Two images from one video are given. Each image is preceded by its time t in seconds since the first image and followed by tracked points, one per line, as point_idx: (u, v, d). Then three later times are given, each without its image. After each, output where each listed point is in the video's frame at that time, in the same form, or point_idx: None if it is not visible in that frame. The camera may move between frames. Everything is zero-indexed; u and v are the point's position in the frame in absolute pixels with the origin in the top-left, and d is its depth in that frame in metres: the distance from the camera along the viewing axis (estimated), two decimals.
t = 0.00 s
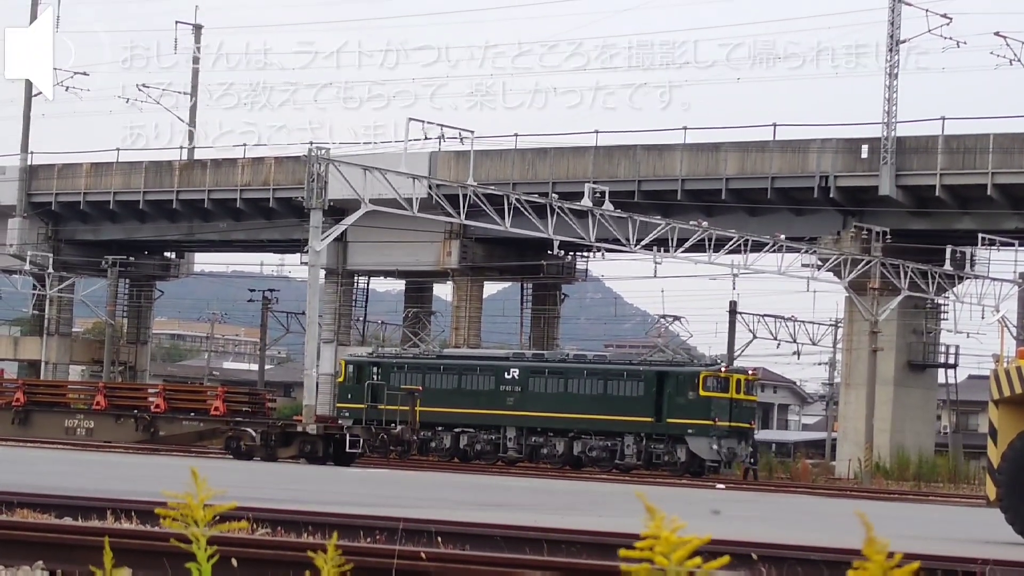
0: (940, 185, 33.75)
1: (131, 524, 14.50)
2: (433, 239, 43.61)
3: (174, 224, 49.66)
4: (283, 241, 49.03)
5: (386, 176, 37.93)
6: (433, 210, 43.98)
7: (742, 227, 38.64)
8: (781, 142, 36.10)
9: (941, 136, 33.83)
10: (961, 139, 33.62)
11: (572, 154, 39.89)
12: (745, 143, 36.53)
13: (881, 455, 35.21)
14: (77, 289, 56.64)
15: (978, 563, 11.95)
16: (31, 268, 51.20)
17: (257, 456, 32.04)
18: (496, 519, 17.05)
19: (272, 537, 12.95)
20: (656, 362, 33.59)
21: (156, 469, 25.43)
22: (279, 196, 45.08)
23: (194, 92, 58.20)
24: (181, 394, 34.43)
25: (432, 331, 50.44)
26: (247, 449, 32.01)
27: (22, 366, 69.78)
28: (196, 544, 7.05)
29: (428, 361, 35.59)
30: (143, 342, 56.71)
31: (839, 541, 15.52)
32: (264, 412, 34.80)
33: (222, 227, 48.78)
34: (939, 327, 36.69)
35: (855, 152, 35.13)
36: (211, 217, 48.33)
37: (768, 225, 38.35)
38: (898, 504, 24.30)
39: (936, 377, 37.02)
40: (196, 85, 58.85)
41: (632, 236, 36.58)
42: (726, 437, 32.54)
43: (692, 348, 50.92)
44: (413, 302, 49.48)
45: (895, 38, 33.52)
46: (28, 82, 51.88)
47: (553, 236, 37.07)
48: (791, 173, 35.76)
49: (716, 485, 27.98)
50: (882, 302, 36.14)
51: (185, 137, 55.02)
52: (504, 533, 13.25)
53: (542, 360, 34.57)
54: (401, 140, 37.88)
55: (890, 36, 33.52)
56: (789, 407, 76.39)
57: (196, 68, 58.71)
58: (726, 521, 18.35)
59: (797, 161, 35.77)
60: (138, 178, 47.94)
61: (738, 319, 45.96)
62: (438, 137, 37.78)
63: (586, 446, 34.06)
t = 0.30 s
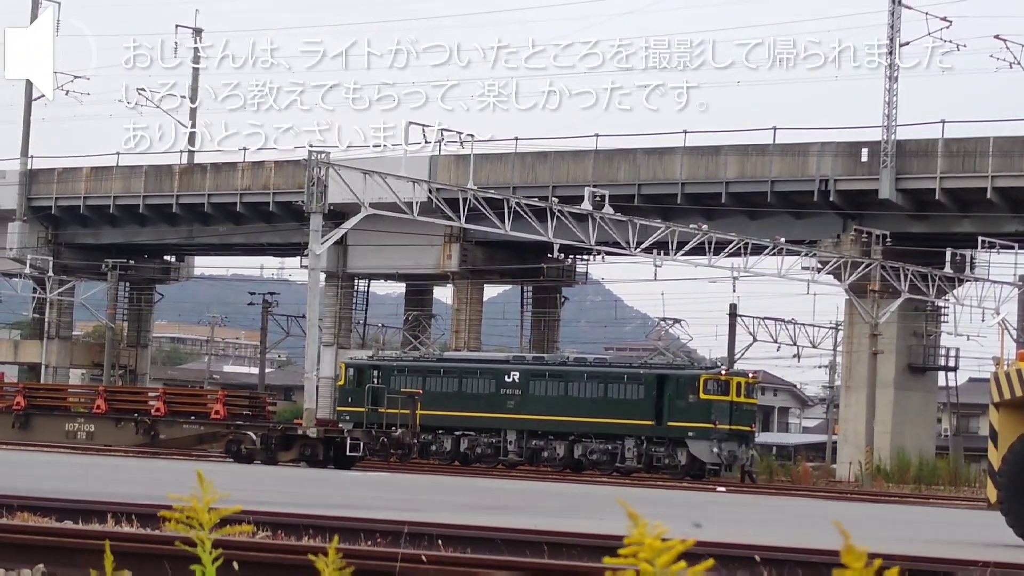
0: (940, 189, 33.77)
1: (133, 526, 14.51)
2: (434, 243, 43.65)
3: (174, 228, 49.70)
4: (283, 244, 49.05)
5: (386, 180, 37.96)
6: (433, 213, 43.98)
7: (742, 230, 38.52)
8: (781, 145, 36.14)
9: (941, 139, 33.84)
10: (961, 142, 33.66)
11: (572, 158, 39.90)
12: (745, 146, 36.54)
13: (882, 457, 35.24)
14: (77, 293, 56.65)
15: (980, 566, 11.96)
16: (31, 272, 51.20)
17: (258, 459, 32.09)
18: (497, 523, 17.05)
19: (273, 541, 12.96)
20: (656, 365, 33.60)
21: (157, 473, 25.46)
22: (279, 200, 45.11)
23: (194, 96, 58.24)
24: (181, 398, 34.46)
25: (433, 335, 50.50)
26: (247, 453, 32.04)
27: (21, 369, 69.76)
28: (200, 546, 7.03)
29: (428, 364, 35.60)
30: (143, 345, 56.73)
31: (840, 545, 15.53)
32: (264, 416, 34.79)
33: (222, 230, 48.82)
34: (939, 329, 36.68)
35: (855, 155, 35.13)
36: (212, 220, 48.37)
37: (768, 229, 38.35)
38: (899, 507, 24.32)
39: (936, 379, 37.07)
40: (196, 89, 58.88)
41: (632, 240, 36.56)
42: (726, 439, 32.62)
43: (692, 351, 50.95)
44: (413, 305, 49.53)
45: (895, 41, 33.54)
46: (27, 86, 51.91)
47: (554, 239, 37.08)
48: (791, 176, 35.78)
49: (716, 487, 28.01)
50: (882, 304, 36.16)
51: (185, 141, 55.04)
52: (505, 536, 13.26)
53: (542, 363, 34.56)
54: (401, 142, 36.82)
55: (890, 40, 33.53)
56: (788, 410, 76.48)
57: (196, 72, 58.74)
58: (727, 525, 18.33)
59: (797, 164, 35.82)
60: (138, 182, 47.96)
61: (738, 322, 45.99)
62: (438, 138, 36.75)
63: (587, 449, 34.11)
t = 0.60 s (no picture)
0: (941, 190, 33.76)
1: (133, 529, 14.49)
2: (435, 245, 43.65)
3: (175, 231, 49.71)
4: (284, 246, 49.07)
5: (387, 182, 37.95)
6: (434, 215, 43.98)
7: (743, 232, 38.55)
8: (781, 147, 36.13)
9: (941, 140, 33.83)
10: (961, 143, 33.63)
11: (573, 160, 39.91)
12: (746, 147, 36.55)
13: (883, 459, 35.21)
14: (78, 295, 56.65)
15: (980, 568, 11.93)
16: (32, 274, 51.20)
17: (259, 461, 32.08)
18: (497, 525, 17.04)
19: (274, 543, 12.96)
20: (657, 367, 33.60)
21: (158, 475, 25.46)
22: (280, 202, 45.12)
23: (195, 98, 58.26)
24: (182, 400, 34.45)
25: (434, 337, 50.50)
26: (248, 455, 32.05)
27: (23, 373, 69.70)
28: (200, 549, 7.02)
29: (429, 366, 35.58)
30: (144, 347, 56.73)
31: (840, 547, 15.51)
32: (266, 418, 34.71)
33: (223, 233, 48.82)
34: (940, 331, 36.63)
35: (856, 156, 35.11)
36: (212, 222, 48.38)
37: (769, 231, 38.35)
38: (900, 508, 24.29)
39: (937, 381, 37.04)
40: (196, 91, 58.88)
41: (632, 241, 36.55)
42: (727, 441, 32.62)
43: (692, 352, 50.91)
44: (414, 307, 49.52)
45: (896, 42, 33.54)
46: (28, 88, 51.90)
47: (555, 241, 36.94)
48: (792, 178, 35.78)
49: (717, 489, 27.99)
50: (883, 306, 36.15)
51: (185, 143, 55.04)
52: (506, 538, 13.24)
53: (543, 365, 34.54)
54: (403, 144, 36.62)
55: (891, 41, 33.52)
56: (789, 412, 76.48)
57: (196, 74, 58.77)
58: (728, 527, 18.30)
59: (798, 166, 35.81)
60: (138, 184, 47.98)
61: (739, 324, 45.94)
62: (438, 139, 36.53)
63: (588, 451, 34.09)
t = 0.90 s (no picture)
0: (942, 193, 33.76)
1: (134, 532, 14.50)
2: (436, 248, 43.65)
3: (176, 234, 49.73)
4: (285, 250, 49.08)
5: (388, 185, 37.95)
6: (435, 218, 43.98)
7: (744, 235, 38.63)
8: (782, 150, 36.12)
9: (942, 143, 33.81)
10: (963, 146, 33.60)
11: (574, 163, 39.91)
12: (747, 150, 36.56)
13: (884, 462, 35.20)
14: (79, 299, 56.66)
15: (982, 570, 11.89)
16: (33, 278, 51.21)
17: (260, 464, 32.07)
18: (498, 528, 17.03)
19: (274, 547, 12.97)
20: (658, 370, 33.59)
21: (159, 478, 25.46)
22: (281, 206, 45.12)
23: (196, 101, 58.30)
24: (184, 403, 34.47)
25: (435, 339, 50.50)
26: (249, 458, 32.04)
27: (25, 376, 69.68)
28: (200, 553, 7.03)
29: (429, 369, 35.56)
30: (146, 350, 56.75)
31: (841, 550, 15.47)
32: (267, 421, 34.78)
33: (225, 236, 48.83)
34: (942, 334, 36.44)
35: (857, 159, 35.11)
36: (214, 226, 48.41)
37: (770, 233, 38.36)
38: (901, 512, 24.24)
39: (938, 383, 37.01)
40: (197, 94, 58.89)
41: (633, 244, 36.53)
42: (728, 444, 32.63)
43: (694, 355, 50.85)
44: (416, 310, 49.53)
45: (897, 45, 33.53)
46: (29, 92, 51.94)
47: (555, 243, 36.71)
48: (793, 181, 35.78)
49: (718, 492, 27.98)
50: (884, 309, 36.14)
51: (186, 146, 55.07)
52: (507, 541, 13.23)
53: (544, 368, 34.49)
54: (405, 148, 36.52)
55: (892, 44, 33.52)
56: (791, 415, 76.47)
57: (197, 77, 58.82)
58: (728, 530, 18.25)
59: (798, 169, 35.81)
60: (140, 188, 48.02)
61: (740, 326, 45.92)
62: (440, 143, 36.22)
63: (589, 454, 34.07)
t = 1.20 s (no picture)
0: (941, 192, 33.78)
1: (134, 533, 14.51)
2: (435, 248, 43.61)
3: (175, 234, 49.72)
4: (284, 250, 49.07)
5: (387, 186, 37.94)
6: (434, 218, 43.97)
7: (743, 235, 38.72)
8: (781, 150, 36.12)
9: (941, 143, 33.84)
10: (962, 146, 33.61)
11: (573, 163, 39.90)
12: (745, 150, 36.55)
13: (883, 463, 35.21)
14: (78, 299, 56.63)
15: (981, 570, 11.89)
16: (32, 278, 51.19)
17: (259, 465, 32.04)
18: (497, 529, 17.01)
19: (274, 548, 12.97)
20: (657, 371, 33.60)
21: (158, 478, 25.46)
22: (280, 206, 45.11)
23: (195, 101, 58.29)
24: (183, 403, 34.47)
25: (434, 340, 50.48)
26: (248, 458, 32.01)
27: (24, 376, 69.65)
28: (202, 553, 7.01)
29: (428, 370, 35.51)
30: (145, 351, 56.74)
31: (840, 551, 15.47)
32: (266, 422, 34.79)
33: (223, 236, 48.82)
34: (940, 334, 36.56)
35: (855, 159, 35.13)
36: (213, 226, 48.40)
37: (769, 233, 38.37)
38: (901, 512, 24.24)
39: (937, 384, 37.03)
40: (196, 94, 58.89)
41: (632, 244, 36.48)
42: (728, 445, 32.62)
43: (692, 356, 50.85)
44: (415, 310, 49.51)
45: (896, 45, 33.55)
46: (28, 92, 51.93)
47: (554, 243, 36.78)
48: (792, 181, 35.78)
49: (718, 494, 27.95)
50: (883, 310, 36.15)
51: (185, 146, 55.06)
52: (507, 542, 13.22)
53: (544, 369, 34.47)
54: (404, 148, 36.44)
55: (890, 44, 33.54)
56: (789, 415, 76.47)
57: (196, 77, 58.81)
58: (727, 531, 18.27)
59: (797, 169, 35.81)
60: (138, 188, 48.02)
61: (739, 326, 45.91)
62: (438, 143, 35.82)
63: (588, 455, 34.08)
